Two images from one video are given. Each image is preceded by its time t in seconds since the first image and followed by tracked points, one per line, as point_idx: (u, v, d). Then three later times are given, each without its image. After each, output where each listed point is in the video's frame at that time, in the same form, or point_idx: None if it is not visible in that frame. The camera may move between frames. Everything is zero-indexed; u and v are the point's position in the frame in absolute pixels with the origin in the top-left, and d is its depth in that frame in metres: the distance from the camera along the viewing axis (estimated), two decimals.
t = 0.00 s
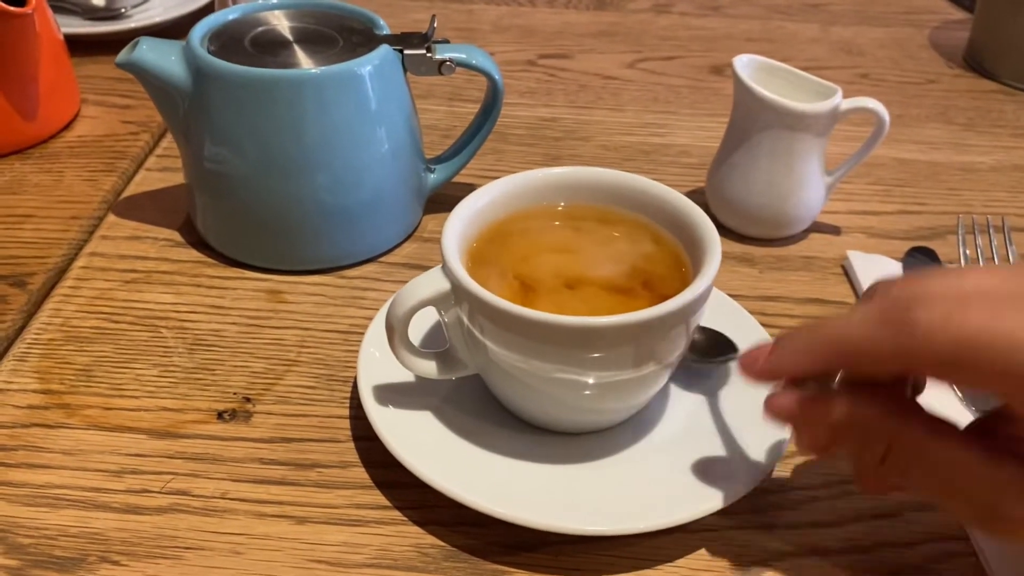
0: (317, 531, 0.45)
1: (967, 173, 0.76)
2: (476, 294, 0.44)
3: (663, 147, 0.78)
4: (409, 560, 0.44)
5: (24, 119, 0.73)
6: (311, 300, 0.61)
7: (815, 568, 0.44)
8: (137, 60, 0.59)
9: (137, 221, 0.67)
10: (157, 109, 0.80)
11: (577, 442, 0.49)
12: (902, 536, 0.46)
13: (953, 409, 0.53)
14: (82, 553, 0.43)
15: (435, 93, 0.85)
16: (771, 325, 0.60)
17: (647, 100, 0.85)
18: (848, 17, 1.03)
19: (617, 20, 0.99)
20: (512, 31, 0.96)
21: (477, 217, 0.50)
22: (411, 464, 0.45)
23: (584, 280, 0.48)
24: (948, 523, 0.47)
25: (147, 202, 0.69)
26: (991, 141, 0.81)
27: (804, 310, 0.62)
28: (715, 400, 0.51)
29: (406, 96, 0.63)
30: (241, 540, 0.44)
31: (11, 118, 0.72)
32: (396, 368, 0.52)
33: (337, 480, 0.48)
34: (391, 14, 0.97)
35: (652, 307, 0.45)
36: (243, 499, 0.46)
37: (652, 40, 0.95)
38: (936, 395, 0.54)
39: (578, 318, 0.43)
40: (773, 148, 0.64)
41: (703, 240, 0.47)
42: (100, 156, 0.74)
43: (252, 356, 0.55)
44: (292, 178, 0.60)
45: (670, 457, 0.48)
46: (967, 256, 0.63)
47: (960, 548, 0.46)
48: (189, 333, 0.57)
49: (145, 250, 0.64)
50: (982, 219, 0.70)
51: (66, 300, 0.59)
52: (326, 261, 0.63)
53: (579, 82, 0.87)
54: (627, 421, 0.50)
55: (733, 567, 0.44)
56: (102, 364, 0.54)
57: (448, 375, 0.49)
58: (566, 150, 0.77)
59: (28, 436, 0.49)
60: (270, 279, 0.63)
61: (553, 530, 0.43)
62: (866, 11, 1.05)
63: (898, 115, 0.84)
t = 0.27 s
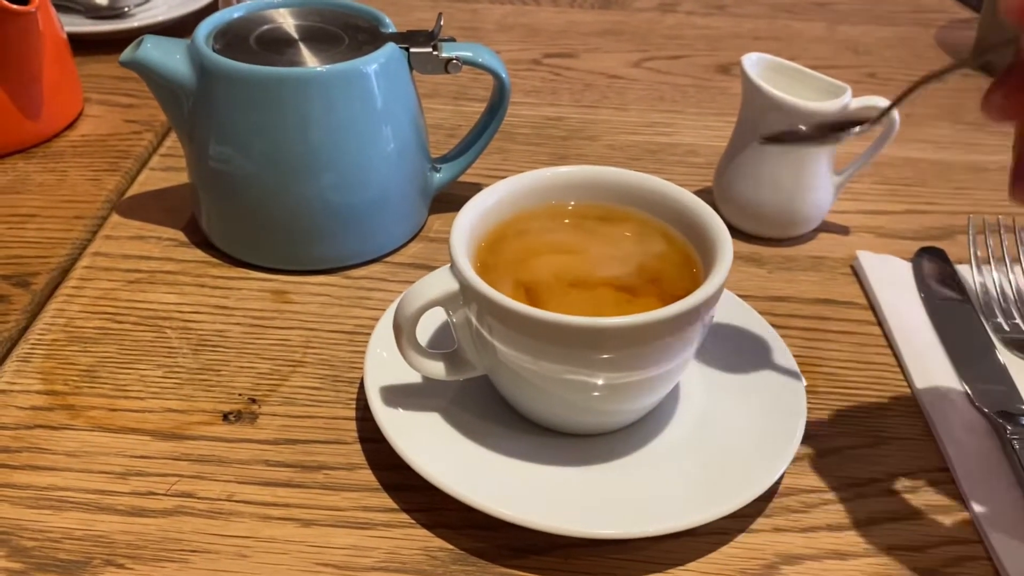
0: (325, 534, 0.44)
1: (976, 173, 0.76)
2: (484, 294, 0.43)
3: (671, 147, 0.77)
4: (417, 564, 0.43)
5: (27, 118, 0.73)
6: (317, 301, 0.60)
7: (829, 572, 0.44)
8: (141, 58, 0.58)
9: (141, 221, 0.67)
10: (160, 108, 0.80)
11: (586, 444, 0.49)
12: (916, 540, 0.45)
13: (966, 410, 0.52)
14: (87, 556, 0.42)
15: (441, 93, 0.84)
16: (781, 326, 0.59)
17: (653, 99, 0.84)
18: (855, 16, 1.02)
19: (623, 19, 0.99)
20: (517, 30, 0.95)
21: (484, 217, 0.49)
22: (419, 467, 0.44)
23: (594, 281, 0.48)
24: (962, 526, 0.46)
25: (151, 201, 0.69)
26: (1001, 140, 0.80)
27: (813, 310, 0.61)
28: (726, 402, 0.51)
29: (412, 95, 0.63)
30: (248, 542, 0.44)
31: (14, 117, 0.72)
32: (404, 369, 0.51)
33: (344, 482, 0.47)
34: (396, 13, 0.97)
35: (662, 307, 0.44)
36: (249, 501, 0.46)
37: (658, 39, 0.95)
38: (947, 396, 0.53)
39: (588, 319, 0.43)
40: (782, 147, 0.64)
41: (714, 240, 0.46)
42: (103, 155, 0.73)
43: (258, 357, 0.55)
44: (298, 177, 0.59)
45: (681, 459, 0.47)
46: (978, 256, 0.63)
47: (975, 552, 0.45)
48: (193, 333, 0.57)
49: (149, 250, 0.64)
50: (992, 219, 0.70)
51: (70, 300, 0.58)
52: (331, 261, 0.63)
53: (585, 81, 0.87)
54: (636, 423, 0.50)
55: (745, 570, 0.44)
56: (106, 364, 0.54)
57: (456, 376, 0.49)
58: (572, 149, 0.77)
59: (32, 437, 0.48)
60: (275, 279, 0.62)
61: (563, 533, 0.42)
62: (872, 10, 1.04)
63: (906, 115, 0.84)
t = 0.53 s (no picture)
0: (342, 540, 0.45)
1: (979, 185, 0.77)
2: (499, 305, 0.44)
3: (678, 159, 0.78)
4: (433, 570, 0.44)
5: (44, 129, 0.74)
6: (331, 310, 0.61)
7: None
8: (160, 72, 0.59)
9: (157, 231, 0.68)
10: (174, 119, 0.81)
11: (597, 452, 0.50)
12: (921, 548, 0.46)
13: (969, 421, 0.53)
14: (111, 560, 0.43)
15: (451, 104, 0.85)
16: (787, 337, 0.60)
17: (660, 111, 0.85)
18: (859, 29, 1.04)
19: (629, 32, 1.00)
20: (525, 42, 0.97)
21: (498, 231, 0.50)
22: (434, 474, 0.45)
23: (605, 294, 0.49)
24: (966, 535, 0.47)
25: (167, 211, 0.70)
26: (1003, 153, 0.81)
27: (819, 322, 0.62)
28: (733, 413, 0.52)
29: (425, 109, 0.64)
30: (267, 548, 0.44)
31: (32, 128, 0.73)
32: (418, 378, 0.52)
33: (360, 490, 0.48)
34: (405, 25, 0.98)
35: (673, 319, 0.45)
36: (268, 507, 0.47)
37: (664, 52, 0.96)
38: (951, 407, 0.54)
39: (599, 330, 0.44)
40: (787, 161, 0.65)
41: (724, 254, 0.47)
42: (119, 166, 0.74)
43: (274, 365, 0.56)
44: (313, 188, 0.60)
45: (690, 468, 0.48)
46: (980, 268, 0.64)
47: (979, 560, 0.46)
48: (210, 342, 0.58)
49: (166, 260, 0.65)
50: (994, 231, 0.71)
51: (89, 309, 0.60)
52: (345, 272, 0.64)
53: (592, 93, 0.88)
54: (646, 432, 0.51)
55: None
56: (125, 372, 0.55)
57: (470, 385, 0.50)
58: (580, 161, 0.78)
59: (54, 444, 0.50)
60: (289, 288, 0.63)
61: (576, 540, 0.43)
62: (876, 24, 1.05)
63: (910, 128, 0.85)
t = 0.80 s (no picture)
0: (359, 546, 0.45)
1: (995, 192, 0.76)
2: (519, 309, 0.44)
3: (692, 165, 0.78)
4: None
5: (58, 134, 0.74)
6: (345, 315, 0.61)
7: None
8: (176, 76, 0.59)
9: (170, 236, 0.68)
10: (188, 125, 0.81)
11: (615, 459, 0.49)
12: (945, 556, 0.46)
13: (991, 429, 0.53)
14: (126, 566, 0.43)
15: (463, 110, 0.85)
16: (804, 343, 0.60)
17: (673, 118, 0.85)
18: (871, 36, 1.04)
19: (641, 39, 1.00)
20: (537, 49, 0.97)
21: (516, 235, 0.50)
22: (452, 480, 0.45)
23: (626, 296, 0.49)
24: (990, 544, 0.47)
25: (180, 216, 0.70)
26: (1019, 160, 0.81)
27: (837, 329, 0.61)
28: (753, 421, 0.51)
29: (441, 114, 0.64)
30: (284, 553, 0.44)
31: (45, 132, 0.73)
32: (435, 383, 0.52)
33: (377, 495, 0.48)
34: (417, 32, 0.98)
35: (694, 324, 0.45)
36: (284, 513, 0.46)
37: (676, 59, 0.96)
38: (972, 415, 0.54)
39: (620, 335, 0.43)
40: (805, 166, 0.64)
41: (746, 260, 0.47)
42: (132, 171, 0.74)
43: (289, 370, 0.56)
44: (328, 192, 0.60)
45: (710, 475, 0.47)
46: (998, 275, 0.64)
47: (1004, 569, 0.45)
48: (225, 346, 0.57)
49: (180, 265, 0.65)
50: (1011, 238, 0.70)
51: (103, 313, 0.59)
52: (359, 277, 0.63)
53: (605, 99, 0.88)
54: (665, 438, 0.50)
55: None
56: (140, 377, 0.54)
57: (488, 391, 0.49)
58: (594, 167, 0.77)
59: (69, 449, 0.49)
60: (303, 293, 0.63)
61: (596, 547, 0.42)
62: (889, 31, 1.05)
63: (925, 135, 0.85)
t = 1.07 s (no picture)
0: (355, 551, 0.45)
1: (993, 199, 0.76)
2: (515, 315, 0.44)
3: (691, 171, 0.78)
4: None
5: (59, 140, 0.74)
6: (344, 321, 0.61)
7: None
8: (177, 82, 0.60)
9: (170, 241, 0.68)
10: (188, 130, 0.81)
11: (612, 465, 0.49)
12: (941, 563, 0.46)
13: (989, 435, 0.53)
14: (123, 570, 0.43)
15: (463, 117, 0.86)
16: (802, 350, 0.60)
17: (673, 124, 0.85)
18: (870, 43, 1.04)
19: (641, 46, 1.00)
20: (537, 56, 0.97)
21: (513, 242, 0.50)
22: (449, 485, 0.45)
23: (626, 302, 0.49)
24: (987, 551, 0.47)
25: (180, 222, 0.70)
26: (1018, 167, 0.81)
27: (834, 335, 0.62)
28: (750, 427, 0.51)
29: (440, 120, 0.64)
30: (281, 558, 0.44)
31: (47, 138, 0.73)
32: (432, 389, 0.52)
33: (374, 501, 0.48)
34: (418, 38, 0.98)
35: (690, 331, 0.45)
36: (281, 518, 0.46)
37: (676, 65, 0.96)
38: (969, 421, 0.54)
39: (615, 341, 0.43)
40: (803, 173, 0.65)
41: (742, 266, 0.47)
42: (133, 176, 0.75)
43: (287, 375, 0.56)
44: (327, 198, 0.60)
45: (706, 481, 0.47)
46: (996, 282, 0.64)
47: None
48: (224, 352, 0.57)
49: (179, 270, 0.65)
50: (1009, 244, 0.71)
51: (103, 319, 0.60)
52: (358, 283, 0.64)
53: (605, 106, 0.88)
54: (662, 444, 0.50)
55: None
56: (139, 382, 0.55)
57: (485, 396, 0.50)
58: (593, 173, 0.78)
59: (67, 453, 0.49)
60: (303, 299, 0.63)
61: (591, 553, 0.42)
62: (888, 38, 1.05)
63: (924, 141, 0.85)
